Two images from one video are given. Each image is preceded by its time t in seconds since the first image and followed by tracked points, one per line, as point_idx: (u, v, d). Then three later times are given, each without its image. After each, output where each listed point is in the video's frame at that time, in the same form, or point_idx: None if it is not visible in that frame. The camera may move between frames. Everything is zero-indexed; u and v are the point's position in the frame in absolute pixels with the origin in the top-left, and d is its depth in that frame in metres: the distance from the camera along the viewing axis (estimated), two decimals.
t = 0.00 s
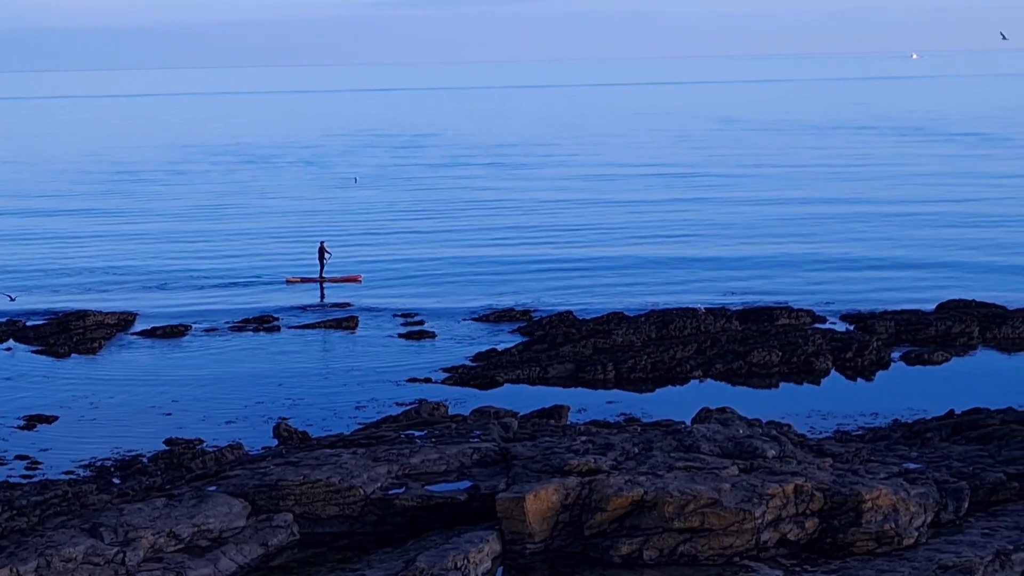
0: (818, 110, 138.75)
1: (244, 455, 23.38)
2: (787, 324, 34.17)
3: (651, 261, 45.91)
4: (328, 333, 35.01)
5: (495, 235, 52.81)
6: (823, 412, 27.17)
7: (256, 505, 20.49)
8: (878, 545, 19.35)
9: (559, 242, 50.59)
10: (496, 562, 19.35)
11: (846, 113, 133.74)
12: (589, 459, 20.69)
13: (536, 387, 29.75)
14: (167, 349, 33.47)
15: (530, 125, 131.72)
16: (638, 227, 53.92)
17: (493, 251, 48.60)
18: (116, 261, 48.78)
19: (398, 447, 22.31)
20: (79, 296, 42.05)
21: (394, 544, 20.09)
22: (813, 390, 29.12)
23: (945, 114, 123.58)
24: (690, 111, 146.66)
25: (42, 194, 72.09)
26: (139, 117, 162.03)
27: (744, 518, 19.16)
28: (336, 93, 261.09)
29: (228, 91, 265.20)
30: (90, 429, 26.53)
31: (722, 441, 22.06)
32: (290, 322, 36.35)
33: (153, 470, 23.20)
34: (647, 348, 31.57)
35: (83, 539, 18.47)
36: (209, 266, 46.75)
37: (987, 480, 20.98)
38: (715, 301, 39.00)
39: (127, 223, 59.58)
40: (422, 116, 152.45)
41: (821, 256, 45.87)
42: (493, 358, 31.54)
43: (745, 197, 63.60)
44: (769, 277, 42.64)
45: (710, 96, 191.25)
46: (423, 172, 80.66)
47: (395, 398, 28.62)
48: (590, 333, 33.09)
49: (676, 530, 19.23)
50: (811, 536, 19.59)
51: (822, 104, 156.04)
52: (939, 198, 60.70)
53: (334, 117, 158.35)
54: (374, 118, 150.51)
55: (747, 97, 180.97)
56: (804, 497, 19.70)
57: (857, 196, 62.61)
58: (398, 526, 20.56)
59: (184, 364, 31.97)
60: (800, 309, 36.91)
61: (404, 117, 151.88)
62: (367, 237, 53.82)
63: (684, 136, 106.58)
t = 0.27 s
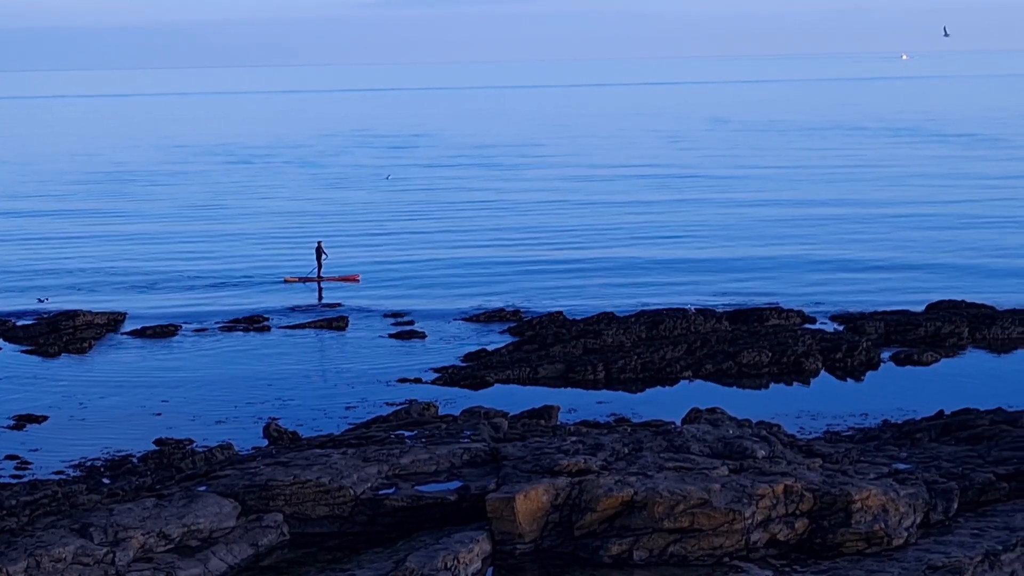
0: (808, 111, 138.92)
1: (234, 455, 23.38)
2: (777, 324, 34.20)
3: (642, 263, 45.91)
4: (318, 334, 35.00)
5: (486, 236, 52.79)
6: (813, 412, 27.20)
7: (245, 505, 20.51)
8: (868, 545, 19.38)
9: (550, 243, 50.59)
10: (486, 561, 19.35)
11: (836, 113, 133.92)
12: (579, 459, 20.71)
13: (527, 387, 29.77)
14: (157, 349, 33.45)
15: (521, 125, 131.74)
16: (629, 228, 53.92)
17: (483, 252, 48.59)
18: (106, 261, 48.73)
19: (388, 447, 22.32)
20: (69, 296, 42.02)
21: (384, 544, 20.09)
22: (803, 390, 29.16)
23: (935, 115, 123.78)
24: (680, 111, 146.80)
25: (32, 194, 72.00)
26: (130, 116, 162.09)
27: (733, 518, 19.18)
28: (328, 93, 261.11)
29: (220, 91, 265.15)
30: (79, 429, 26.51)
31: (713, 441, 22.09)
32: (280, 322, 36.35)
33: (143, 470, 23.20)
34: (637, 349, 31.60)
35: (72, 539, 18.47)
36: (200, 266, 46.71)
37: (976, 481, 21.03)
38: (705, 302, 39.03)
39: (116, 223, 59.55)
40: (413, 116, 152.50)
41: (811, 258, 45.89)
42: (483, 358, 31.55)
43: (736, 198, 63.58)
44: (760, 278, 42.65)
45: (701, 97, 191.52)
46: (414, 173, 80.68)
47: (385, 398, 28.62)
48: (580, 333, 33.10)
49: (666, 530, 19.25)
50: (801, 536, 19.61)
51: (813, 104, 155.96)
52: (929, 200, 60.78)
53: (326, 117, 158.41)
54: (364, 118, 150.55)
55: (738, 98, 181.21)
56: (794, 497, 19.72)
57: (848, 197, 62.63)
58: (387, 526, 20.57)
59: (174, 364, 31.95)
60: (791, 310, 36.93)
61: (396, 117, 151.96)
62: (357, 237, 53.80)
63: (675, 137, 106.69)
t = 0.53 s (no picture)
0: (794, 111, 139.10)
1: (219, 455, 23.35)
2: (763, 324, 34.24)
3: (627, 264, 45.90)
4: (303, 333, 34.96)
5: (471, 237, 52.75)
6: (798, 412, 27.22)
7: (231, 505, 20.49)
8: (853, 545, 19.40)
9: (535, 244, 50.57)
10: (472, 562, 19.36)
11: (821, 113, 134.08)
12: (564, 459, 20.71)
13: (512, 387, 29.77)
14: (142, 349, 33.40)
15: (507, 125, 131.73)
16: (614, 229, 53.92)
17: (469, 253, 48.57)
18: (90, 262, 48.64)
19: (373, 447, 22.32)
20: (54, 297, 41.94)
21: (370, 544, 20.08)
22: (788, 390, 29.20)
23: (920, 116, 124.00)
24: (666, 111, 146.95)
25: (16, 194, 71.83)
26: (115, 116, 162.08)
27: (719, 518, 19.19)
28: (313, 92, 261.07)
29: (205, 91, 265.28)
30: (64, 429, 26.46)
31: (698, 442, 22.09)
32: (266, 322, 36.31)
33: (127, 470, 23.16)
34: (623, 349, 31.61)
35: (57, 539, 18.43)
36: (184, 267, 46.64)
37: (961, 480, 21.07)
38: (690, 302, 39.03)
39: (101, 223, 59.48)
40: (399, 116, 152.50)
41: (796, 259, 45.90)
42: (469, 358, 31.54)
43: (721, 199, 63.59)
44: (745, 280, 42.67)
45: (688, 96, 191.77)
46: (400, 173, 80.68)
47: (370, 398, 28.61)
48: (565, 333, 33.10)
49: (652, 530, 19.25)
50: (786, 536, 19.63)
51: (799, 104, 155.99)
52: (914, 201, 60.86)
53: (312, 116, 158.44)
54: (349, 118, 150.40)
55: (725, 97, 181.38)
56: (779, 497, 19.74)
57: (833, 198, 62.66)
58: (373, 526, 20.55)
59: (159, 364, 31.88)
60: (776, 310, 36.95)
61: (382, 117, 151.96)
62: (343, 238, 53.76)
63: (660, 137, 106.79)
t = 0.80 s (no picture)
0: (785, 111, 139.27)
1: (207, 455, 23.33)
2: (751, 324, 34.27)
3: (616, 265, 45.91)
4: (292, 334, 34.94)
5: (461, 238, 52.75)
6: (785, 413, 27.23)
7: (219, 505, 20.48)
8: (841, 545, 19.41)
9: (524, 245, 50.57)
10: (460, 562, 19.34)
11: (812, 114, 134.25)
12: (552, 459, 20.71)
13: (500, 387, 29.76)
14: (130, 349, 33.36)
15: (498, 125, 131.79)
16: (604, 231, 53.93)
17: (458, 254, 48.56)
18: (79, 262, 48.62)
19: (361, 447, 22.30)
20: (43, 297, 41.92)
21: (358, 544, 20.07)
22: (776, 390, 29.20)
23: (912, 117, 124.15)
24: (657, 112, 147.08)
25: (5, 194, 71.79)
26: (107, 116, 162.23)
27: (707, 518, 19.19)
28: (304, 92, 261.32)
29: (195, 91, 265.06)
30: (51, 429, 26.43)
31: (686, 442, 22.10)
32: (254, 322, 36.29)
33: (115, 470, 23.13)
34: (611, 348, 31.62)
35: (44, 539, 18.41)
36: (174, 267, 46.61)
37: (949, 480, 21.09)
38: (679, 303, 39.04)
39: (91, 223, 59.49)
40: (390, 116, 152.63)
41: (786, 261, 45.93)
42: (457, 358, 31.53)
43: (711, 201, 63.62)
44: (734, 281, 42.70)
45: (679, 97, 191.95)
46: (390, 173, 80.73)
47: (358, 398, 28.59)
48: (553, 333, 33.10)
49: (640, 530, 19.26)
50: (774, 536, 19.63)
51: (789, 105, 156.06)
52: (904, 202, 60.94)
53: (303, 116, 158.59)
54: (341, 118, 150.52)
55: (717, 98, 181.67)
56: (767, 497, 19.75)
57: (823, 200, 62.70)
58: (361, 526, 20.53)
59: (147, 364, 31.84)
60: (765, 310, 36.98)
61: (374, 117, 152.10)
62: (332, 238, 53.77)
63: (652, 137, 106.92)
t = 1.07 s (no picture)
0: (775, 113, 139.38)
1: (195, 458, 23.31)
2: (739, 326, 34.29)
3: (604, 268, 45.94)
4: (279, 336, 34.92)
5: (450, 241, 52.77)
6: (772, 415, 27.22)
7: (207, 508, 20.47)
8: (828, 547, 19.44)
9: (512, 248, 50.60)
10: (448, 564, 19.34)
11: (802, 116, 134.38)
12: (540, 462, 20.69)
13: (488, 389, 29.76)
14: (117, 352, 33.32)
15: (488, 126, 131.82)
16: (592, 234, 53.96)
17: (447, 258, 48.59)
18: (67, 265, 48.60)
19: (348, 449, 22.28)
20: (31, 300, 41.90)
21: (346, 547, 20.06)
22: (764, 392, 29.21)
23: (902, 119, 124.32)
24: (647, 115, 147.13)
25: None
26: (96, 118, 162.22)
27: (694, 520, 19.20)
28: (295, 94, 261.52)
29: (182, 94, 264.90)
30: (37, 432, 26.40)
31: (674, 444, 22.10)
32: (242, 325, 36.27)
33: (103, 472, 23.11)
34: (599, 351, 31.63)
35: (31, 542, 18.38)
36: (161, 270, 46.60)
37: (936, 482, 21.11)
38: (667, 306, 39.06)
39: (80, 226, 59.47)
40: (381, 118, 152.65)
41: (774, 265, 45.98)
42: (445, 360, 31.51)
43: (700, 204, 63.64)
44: (722, 284, 42.72)
45: (667, 99, 192.08)
46: (380, 175, 80.74)
47: (346, 401, 28.58)
48: (541, 335, 33.10)
49: (628, 532, 19.27)
50: (761, 538, 19.65)
51: (779, 106, 156.23)
52: (893, 206, 60.98)
53: (294, 118, 158.69)
54: (331, 120, 150.59)
55: (707, 100, 181.85)
56: (754, 499, 19.74)
57: (812, 203, 62.75)
58: (349, 529, 20.52)
59: (135, 366, 31.80)
60: (754, 312, 37.00)
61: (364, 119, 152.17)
62: (321, 241, 53.77)
63: (642, 139, 106.99)
